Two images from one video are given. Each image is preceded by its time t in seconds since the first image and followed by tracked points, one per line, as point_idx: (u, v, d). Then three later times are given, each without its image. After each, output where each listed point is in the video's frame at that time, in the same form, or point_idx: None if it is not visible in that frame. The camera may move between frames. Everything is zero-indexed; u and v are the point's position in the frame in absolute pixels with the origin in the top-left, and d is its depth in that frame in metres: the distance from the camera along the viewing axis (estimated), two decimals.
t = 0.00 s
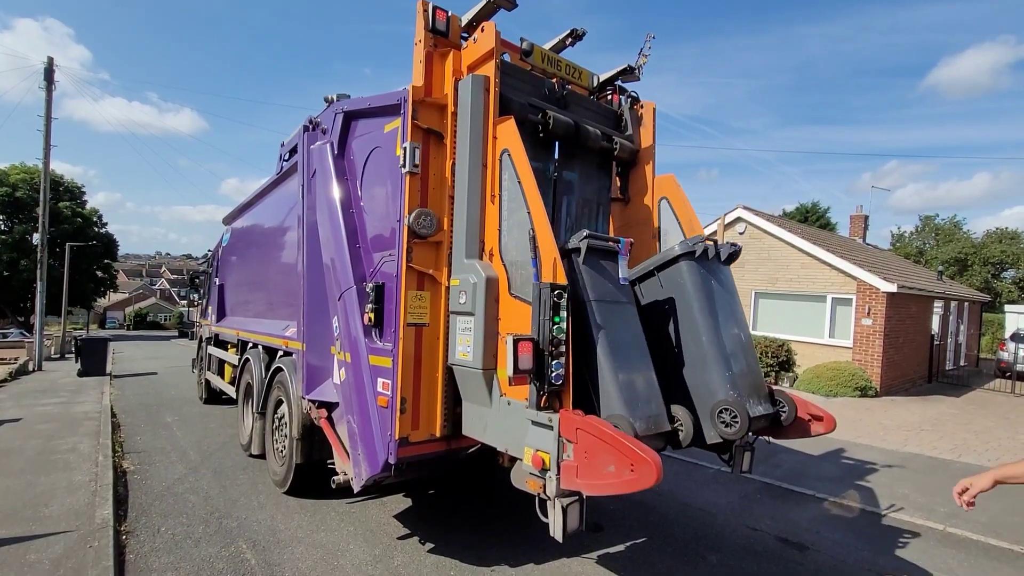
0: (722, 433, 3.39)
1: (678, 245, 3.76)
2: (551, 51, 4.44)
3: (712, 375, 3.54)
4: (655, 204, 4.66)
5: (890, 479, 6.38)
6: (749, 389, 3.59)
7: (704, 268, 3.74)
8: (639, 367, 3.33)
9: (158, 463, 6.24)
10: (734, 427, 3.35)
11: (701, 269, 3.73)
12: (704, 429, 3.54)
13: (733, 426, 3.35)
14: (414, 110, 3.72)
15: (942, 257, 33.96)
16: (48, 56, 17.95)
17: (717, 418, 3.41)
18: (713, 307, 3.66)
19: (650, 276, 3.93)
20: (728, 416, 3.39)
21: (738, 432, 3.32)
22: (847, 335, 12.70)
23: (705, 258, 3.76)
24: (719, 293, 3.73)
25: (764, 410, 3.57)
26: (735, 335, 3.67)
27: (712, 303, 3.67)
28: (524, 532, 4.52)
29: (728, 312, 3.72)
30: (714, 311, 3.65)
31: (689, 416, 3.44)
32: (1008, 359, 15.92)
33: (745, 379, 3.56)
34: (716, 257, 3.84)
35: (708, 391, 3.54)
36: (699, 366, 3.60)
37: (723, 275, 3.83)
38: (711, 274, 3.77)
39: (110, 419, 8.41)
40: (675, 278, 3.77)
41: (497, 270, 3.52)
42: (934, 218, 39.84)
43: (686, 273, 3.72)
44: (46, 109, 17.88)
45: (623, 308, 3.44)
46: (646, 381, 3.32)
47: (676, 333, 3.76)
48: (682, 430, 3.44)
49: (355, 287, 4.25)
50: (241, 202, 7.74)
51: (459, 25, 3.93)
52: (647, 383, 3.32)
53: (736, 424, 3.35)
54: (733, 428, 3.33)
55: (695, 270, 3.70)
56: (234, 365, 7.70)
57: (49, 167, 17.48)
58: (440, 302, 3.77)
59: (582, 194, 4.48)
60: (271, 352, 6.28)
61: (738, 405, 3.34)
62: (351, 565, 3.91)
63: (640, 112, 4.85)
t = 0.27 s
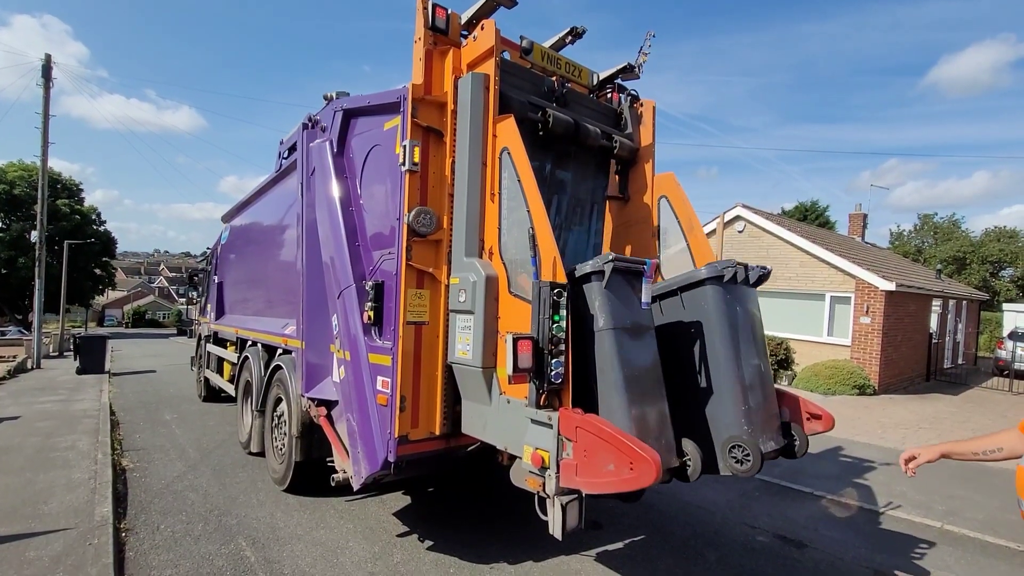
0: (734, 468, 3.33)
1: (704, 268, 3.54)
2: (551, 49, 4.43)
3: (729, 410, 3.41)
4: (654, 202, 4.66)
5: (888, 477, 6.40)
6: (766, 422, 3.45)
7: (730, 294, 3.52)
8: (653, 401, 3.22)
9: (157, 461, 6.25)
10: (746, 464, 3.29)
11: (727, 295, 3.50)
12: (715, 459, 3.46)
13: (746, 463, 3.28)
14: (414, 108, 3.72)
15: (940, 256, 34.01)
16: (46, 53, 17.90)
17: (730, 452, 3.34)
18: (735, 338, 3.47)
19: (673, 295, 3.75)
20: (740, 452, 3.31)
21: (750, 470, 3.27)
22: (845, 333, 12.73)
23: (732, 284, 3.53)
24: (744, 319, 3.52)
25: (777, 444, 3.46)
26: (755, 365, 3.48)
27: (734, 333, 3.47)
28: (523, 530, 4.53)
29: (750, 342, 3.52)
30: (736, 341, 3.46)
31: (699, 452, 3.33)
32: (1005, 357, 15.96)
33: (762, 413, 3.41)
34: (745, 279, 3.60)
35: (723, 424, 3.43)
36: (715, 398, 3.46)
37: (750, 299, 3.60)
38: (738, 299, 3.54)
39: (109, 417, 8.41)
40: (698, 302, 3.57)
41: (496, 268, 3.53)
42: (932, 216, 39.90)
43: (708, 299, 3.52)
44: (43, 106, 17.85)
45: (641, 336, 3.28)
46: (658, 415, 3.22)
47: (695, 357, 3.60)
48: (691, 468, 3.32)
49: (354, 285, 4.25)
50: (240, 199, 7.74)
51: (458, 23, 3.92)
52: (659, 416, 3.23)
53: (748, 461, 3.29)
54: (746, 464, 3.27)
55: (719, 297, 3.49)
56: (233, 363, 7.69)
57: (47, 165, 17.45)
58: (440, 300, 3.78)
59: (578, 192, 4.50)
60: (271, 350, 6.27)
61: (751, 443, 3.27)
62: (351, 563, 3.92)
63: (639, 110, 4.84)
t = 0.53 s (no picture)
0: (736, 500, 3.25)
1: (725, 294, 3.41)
2: (551, 45, 4.43)
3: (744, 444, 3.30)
4: (654, 200, 4.67)
5: (886, 474, 6.42)
6: (773, 455, 3.38)
7: (751, 322, 3.40)
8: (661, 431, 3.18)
9: (157, 457, 6.25)
10: (750, 498, 3.19)
11: (747, 322, 3.39)
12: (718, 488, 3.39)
13: (751, 498, 3.19)
14: (413, 105, 3.72)
15: (939, 253, 34.05)
16: (43, 49, 17.83)
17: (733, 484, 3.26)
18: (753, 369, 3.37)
19: (690, 315, 3.62)
20: (744, 485, 3.23)
21: (754, 504, 3.19)
22: (844, 331, 12.75)
23: (754, 311, 3.41)
24: (761, 347, 3.43)
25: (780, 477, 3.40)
26: (768, 396, 3.41)
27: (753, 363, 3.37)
28: (523, 526, 4.54)
29: (767, 373, 3.43)
30: (752, 370, 3.37)
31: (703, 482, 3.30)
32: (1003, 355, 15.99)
33: (769, 445, 3.35)
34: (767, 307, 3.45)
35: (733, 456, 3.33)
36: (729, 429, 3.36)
37: (769, 326, 3.50)
38: (758, 326, 3.44)
39: (108, 414, 8.41)
40: (717, 328, 3.46)
41: (496, 265, 3.53)
42: (931, 214, 39.93)
43: (729, 326, 3.41)
44: (41, 103, 17.80)
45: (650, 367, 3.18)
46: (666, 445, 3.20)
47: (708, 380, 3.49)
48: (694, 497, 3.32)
49: (354, 282, 4.25)
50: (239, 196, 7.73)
51: (458, 19, 3.92)
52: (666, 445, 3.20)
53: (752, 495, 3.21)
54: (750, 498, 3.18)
55: (739, 324, 3.38)
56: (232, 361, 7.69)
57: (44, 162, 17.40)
58: (439, 297, 3.79)
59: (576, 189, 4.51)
60: (270, 347, 6.28)
61: (756, 477, 3.19)
62: (350, 559, 3.93)
63: (639, 107, 4.84)
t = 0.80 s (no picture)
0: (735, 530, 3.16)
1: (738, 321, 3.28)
2: (550, 41, 4.42)
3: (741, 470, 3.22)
4: (653, 196, 4.68)
5: (883, 470, 6.44)
6: (772, 482, 3.32)
7: (763, 349, 3.28)
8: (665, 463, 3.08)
9: (156, 454, 6.26)
10: (750, 528, 3.07)
11: (761, 351, 3.27)
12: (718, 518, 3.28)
13: (747, 528, 3.10)
14: (412, 101, 3.72)
15: (937, 250, 34.10)
16: (40, 45, 17.76)
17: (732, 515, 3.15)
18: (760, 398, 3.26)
19: (701, 337, 3.45)
20: (744, 514, 3.12)
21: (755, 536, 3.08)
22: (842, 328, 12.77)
23: (767, 340, 3.28)
24: (772, 375, 3.32)
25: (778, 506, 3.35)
26: (773, 425, 3.33)
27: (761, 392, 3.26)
28: (522, 522, 4.55)
29: (773, 400, 3.35)
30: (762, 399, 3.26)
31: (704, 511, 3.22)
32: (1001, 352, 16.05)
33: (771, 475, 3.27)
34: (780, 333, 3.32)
35: (730, 482, 3.25)
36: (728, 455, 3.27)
37: (781, 353, 3.38)
38: (770, 354, 3.32)
39: (107, 411, 8.42)
40: (726, 353, 3.33)
41: (494, 261, 3.53)
42: (930, 211, 39.97)
43: (739, 354, 3.28)
44: (39, 99, 17.76)
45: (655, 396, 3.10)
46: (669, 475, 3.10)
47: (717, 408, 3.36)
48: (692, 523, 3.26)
49: (353, 278, 4.25)
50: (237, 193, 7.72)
51: (456, 15, 3.92)
52: (670, 478, 3.11)
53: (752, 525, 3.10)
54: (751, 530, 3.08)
55: (752, 352, 3.24)
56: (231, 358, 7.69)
57: (42, 158, 17.37)
58: (438, 294, 3.79)
59: (576, 186, 4.53)
60: (269, 344, 6.28)
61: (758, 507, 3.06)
62: (350, 554, 3.95)
63: (638, 103, 4.84)
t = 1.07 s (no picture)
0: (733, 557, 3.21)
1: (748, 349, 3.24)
2: (550, 38, 4.42)
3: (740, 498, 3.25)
4: (653, 193, 4.67)
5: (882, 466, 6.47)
6: (770, 508, 3.36)
7: (771, 380, 3.28)
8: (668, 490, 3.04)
9: (156, 450, 6.27)
10: (747, 555, 3.15)
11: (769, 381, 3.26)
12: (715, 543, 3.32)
13: (743, 555, 3.18)
14: (411, 97, 3.72)
15: (936, 248, 34.14)
16: (38, 41, 17.72)
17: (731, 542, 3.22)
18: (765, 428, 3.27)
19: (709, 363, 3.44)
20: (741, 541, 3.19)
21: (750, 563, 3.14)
22: (841, 325, 12.80)
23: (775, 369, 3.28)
24: (779, 405, 3.33)
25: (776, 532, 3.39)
26: (777, 454, 3.35)
27: (766, 423, 3.27)
28: (522, 518, 4.56)
29: (778, 429, 3.35)
30: (768, 429, 3.27)
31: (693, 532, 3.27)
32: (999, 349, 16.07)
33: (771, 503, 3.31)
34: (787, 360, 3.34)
35: (730, 509, 3.29)
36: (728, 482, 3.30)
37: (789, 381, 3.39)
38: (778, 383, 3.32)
39: (107, 407, 8.43)
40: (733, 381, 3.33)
41: (494, 258, 3.54)
42: (930, 209, 40.01)
43: (746, 382, 3.28)
44: (37, 95, 17.73)
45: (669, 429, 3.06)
46: (670, 504, 3.05)
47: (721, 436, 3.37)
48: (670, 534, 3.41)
49: (352, 275, 4.25)
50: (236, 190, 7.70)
51: (456, 11, 3.91)
52: (670, 507, 3.05)
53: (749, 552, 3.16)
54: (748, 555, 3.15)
55: (760, 383, 3.24)
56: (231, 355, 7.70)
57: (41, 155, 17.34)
58: (437, 290, 3.80)
59: (577, 181, 4.52)
60: (269, 341, 6.28)
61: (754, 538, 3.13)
62: (349, 550, 3.96)
63: (638, 100, 4.83)
